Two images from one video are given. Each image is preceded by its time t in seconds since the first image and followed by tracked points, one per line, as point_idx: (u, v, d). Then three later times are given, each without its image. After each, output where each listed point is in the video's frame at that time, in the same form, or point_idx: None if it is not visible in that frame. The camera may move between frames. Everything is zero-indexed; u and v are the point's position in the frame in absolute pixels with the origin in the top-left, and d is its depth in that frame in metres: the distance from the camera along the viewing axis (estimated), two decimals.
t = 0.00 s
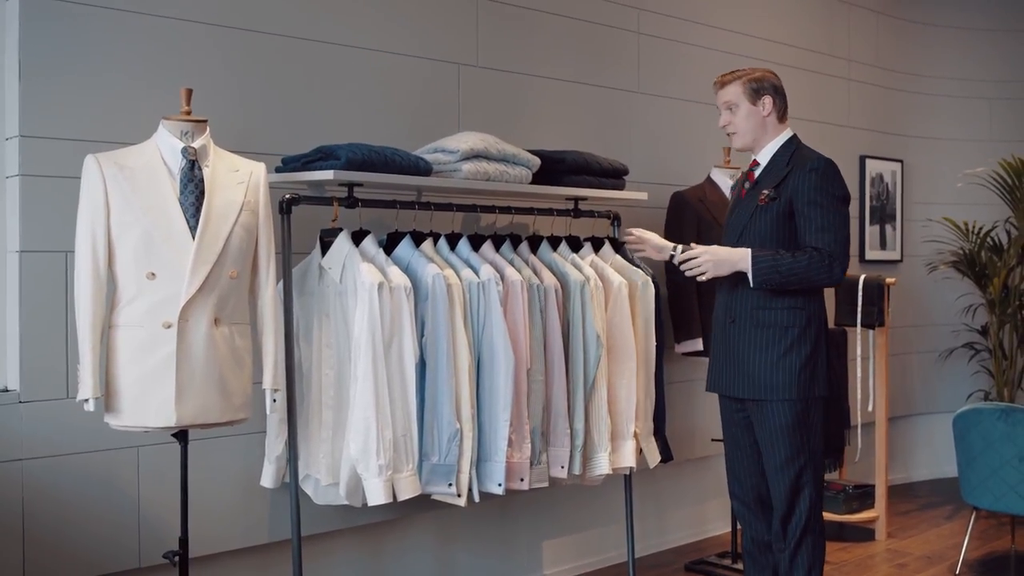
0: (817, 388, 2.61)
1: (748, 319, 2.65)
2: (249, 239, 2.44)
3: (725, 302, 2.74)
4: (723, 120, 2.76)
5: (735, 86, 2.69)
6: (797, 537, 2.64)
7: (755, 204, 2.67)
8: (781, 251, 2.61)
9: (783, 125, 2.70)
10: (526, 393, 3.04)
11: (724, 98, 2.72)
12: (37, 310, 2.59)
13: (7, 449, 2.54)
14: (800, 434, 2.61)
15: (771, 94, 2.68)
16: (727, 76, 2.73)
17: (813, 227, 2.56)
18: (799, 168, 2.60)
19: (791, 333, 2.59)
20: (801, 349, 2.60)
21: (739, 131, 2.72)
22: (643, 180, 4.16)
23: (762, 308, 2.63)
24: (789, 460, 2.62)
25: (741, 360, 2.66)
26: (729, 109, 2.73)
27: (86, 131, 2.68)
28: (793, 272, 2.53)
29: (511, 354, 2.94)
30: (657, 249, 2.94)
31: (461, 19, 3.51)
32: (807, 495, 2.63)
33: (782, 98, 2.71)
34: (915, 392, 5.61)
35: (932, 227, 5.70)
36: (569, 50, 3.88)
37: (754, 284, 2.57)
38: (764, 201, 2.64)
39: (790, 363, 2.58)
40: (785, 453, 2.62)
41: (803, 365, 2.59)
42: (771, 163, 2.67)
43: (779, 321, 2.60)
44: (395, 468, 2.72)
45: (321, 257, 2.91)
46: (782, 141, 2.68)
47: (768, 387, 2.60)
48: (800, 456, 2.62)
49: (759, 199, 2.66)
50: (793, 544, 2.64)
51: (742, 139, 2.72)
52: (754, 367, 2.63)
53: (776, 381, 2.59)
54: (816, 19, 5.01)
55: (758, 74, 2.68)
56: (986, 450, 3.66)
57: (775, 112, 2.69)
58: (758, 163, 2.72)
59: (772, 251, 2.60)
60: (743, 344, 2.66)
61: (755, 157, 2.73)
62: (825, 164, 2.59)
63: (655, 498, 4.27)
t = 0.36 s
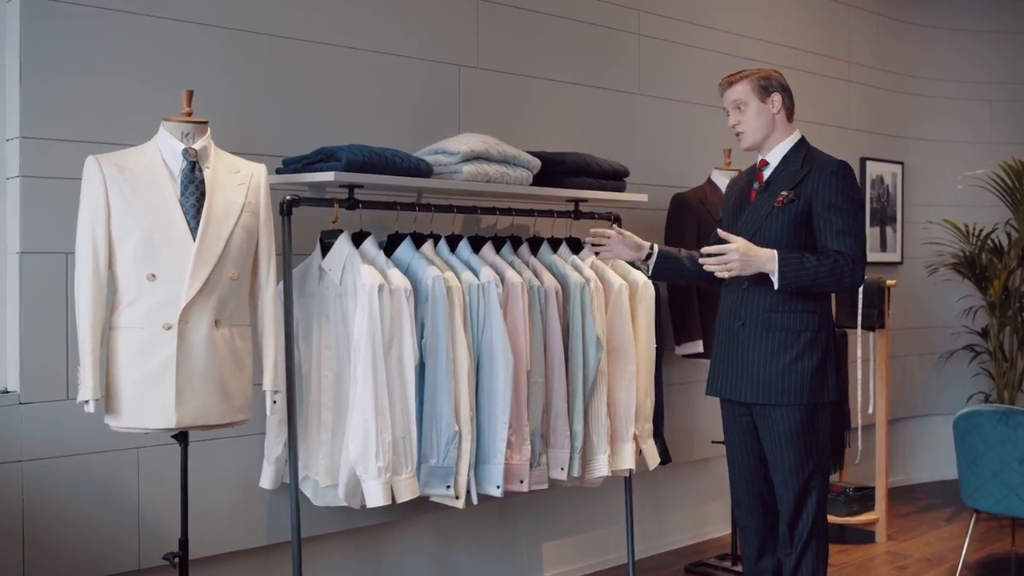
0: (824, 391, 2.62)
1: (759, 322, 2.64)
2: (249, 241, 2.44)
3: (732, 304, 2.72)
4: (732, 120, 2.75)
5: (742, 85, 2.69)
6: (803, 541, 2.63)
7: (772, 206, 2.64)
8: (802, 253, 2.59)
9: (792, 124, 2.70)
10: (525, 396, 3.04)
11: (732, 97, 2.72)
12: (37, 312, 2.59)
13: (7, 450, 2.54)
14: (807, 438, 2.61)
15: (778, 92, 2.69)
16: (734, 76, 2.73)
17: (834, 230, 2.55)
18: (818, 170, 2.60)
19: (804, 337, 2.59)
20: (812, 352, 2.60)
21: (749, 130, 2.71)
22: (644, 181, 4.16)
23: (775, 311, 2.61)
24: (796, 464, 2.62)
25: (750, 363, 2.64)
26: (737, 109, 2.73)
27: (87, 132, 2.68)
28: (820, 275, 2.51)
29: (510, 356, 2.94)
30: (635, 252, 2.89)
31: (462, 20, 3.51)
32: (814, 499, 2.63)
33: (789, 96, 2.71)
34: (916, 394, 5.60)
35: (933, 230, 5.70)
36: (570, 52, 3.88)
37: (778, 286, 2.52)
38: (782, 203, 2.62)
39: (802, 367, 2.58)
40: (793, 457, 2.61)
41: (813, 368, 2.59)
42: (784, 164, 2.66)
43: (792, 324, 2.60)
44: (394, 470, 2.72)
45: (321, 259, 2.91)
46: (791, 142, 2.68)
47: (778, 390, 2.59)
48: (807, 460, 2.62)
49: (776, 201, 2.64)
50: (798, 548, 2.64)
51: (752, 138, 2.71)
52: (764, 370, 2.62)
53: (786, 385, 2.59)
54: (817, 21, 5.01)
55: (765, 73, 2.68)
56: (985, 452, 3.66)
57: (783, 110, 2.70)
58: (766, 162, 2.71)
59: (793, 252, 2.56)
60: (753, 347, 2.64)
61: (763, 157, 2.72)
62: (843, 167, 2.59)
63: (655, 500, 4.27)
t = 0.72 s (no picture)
0: (823, 396, 2.61)
1: (756, 326, 2.64)
2: (251, 246, 2.44)
3: (730, 308, 2.72)
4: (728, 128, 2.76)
5: (736, 92, 2.70)
6: (803, 546, 2.63)
7: (766, 210, 2.65)
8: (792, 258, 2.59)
9: (790, 129, 2.70)
10: (527, 401, 3.03)
11: (728, 106, 2.73)
12: (39, 317, 2.59)
13: (8, 455, 2.54)
14: (806, 443, 2.61)
15: (774, 98, 2.69)
16: (730, 85, 2.75)
17: (825, 234, 2.55)
18: (812, 175, 2.60)
19: (801, 342, 2.58)
20: (809, 356, 2.59)
21: (744, 137, 2.71)
22: (645, 187, 4.16)
23: (773, 315, 2.61)
24: (795, 470, 2.61)
25: (748, 368, 2.64)
26: (733, 116, 2.73)
27: (88, 136, 2.68)
28: (806, 279, 2.51)
29: (512, 362, 2.94)
30: (649, 235, 2.95)
31: (464, 26, 3.52)
32: (813, 503, 2.62)
33: (786, 102, 2.71)
34: (917, 399, 5.60)
35: (934, 235, 5.70)
36: (572, 57, 3.89)
37: (763, 288, 2.54)
38: (775, 208, 2.62)
39: (799, 372, 2.57)
40: (792, 462, 2.61)
41: (811, 373, 2.59)
42: (780, 169, 2.66)
43: (789, 329, 2.59)
44: (395, 476, 2.72)
45: (322, 264, 2.91)
46: (788, 147, 2.68)
47: (776, 395, 2.59)
48: (806, 466, 2.61)
49: (769, 205, 2.64)
50: (798, 553, 2.63)
51: (747, 145, 2.72)
52: (761, 375, 2.61)
53: (784, 390, 2.58)
54: (818, 26, 5.02)
55: (759, 80, 2.69)
56: (988, 458, 3.65)
57: (779, 115, 2.69)
58: (765, 168, 2.71)
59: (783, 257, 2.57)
60: (751, 352, 2.64)
61: (762, 162, 2.72)
62: (838, 172, 2.59)
63: (657, 506, 4.27)
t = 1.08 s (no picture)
0: (831, 395, 2.62)
1: (765, 326, 2.62)
2: (253, 248, 2.44)
3: (736, 308, 2.71)
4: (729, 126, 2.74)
5: (739, 90, 2.69)
6: (810, 543, 2.63)
7: (774, 210, 2.64)
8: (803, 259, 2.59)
9: (790, 129, 2.70)
10: (530, 402, 3.03)
11: (729, 103, 2.71)
12: (42, 319, 2.59)
13: (11, 458, 2.54)
14: (815, 442, 2.61)
15: (775, 96, 2.69)
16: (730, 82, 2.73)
17: (836, 235, 2.55)
18: (819, 175, 2.60)
19: (810, 341, 2.58)
20: (818, 355, 2.59)
21: (747, 135, 2.70)
22: (647, 187, 4.16)
23: (782, 315, 2.60)
24: (803, 468, 2.61)
25: (757, 367, 2.63)
26: (734, 114, 2.72)
27: (91, 139, 2.68)
28: (821, 281, 2.50)
29: (516, 362, 2.94)
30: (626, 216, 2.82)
31: (465, 27, 3.52)
32: (821, 501, 2.62)
33: (785, 100, 2.71)
34: (921, 398, 5.59)
35: (937, 233, 5.69)
36: (574, 57, 3.89)
37: (780, 291, 2.51)
38: (785, 207, 2.62)
39: (810, 371, 2.57)
40: (801, 460, 2.60)
41: (821, 372, 2.59)
42: (785, 169, 2.66)
43: (798, 328, 2.59)
44: (400, 476, 2.71)
45: (326, 266, 2.91)
46: (788, 148, 2.68)
47: (785, 394, 2.59)
48: (814, 464, 2.61)
49: (778, 205, 2.63)
50: (806, 551, 2.63)
51: (750, 143, 2.70)
52: (771, 374, 2.60)
53: (794, 389, 2.58)
54: (820, 25, 5.01)
55: (760, 78, 2.68)
56: (991, 456, 3.65)
57: (780, 114, 2.69)
58: (766, 167, 2.71)
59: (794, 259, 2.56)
60: (760, 351, 2.63)
61: (763, 161, 2.72)
62: (844, 172, 2.59)
63: (660, 505, 4.26)
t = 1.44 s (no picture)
0: (834, 391, 2.63)
1: (770, 322, 2.61)
2: (253, 246, 2.44)
3: (739, 303, 2.69)
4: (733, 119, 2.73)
5: (747, 84, 2.67)
6: (813, 539, 2.63)
7: (784, 207, 2.61)
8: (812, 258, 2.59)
9: (791, 128, 2.71)
10: (531, 399, 3.03)
11: (736, 96, 2.70)
12: (42, 319, 2.59)
13: (12, 458, 2.54)
14: (818, 437, 2.61)
15: (781, 95, 2.69)
16: (738, 75, 2.72)
17: (847, 233, 2.56)
18: (828, 173, 2.60)
19: (816, 337, 2.59)
20: (823, 351, 2.60)
21: (750, 130, 2.69)
22: (648, 184, 4.16)
23: (788, 311, 2.60)
24: (807, 464, 2.61)
25: (761, 363, 2.62)
26: (739, 107, 2.71)
27: (91, 138, 2.68)
28: (837, 281, 2.50)
29: (517, 360, 2.94)
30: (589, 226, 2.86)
31: (465, 25, 3.51)
32: (823, 497, 2.63)
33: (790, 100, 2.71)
34: (922, 394, 5.59)
35: (938, 229, 5.68)
36: (573, 55, 3.88)
37: (797, 295, 2.51)
38: (796, 204, 2.60)
39: (815, 367, 2.58)
40: (804, 456, 2.60)
41: (825, 367, 2.60)
42: (791, 166, 2.65)
43: (804, 324, 2.59)
44: (402, 474, 2.71)
45: (326, 265, 2.91)
46: (790, 146, 2.69)
47: (791, 389, 2.58)
48: (817, 459, 2.62)
49: (788, 201, 2.61)
50: (808, 547, 2.63)
51: (753, 138, 2.70)
52: (776, 370, 2.59)
53: (799, 385, 2.58)
54: (820, 22, 5.01)
55: (768, 75, 2.68)
56: (993, 452, 3.64)
57: (784, 113, 2.69)
58: (767, 164, 2.71)
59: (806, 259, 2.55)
60: (766, 348, 2.61)
61: (764, 157, 2.71)
62: (850, 171, 2.61)
63: (662, 503, 4.27)
